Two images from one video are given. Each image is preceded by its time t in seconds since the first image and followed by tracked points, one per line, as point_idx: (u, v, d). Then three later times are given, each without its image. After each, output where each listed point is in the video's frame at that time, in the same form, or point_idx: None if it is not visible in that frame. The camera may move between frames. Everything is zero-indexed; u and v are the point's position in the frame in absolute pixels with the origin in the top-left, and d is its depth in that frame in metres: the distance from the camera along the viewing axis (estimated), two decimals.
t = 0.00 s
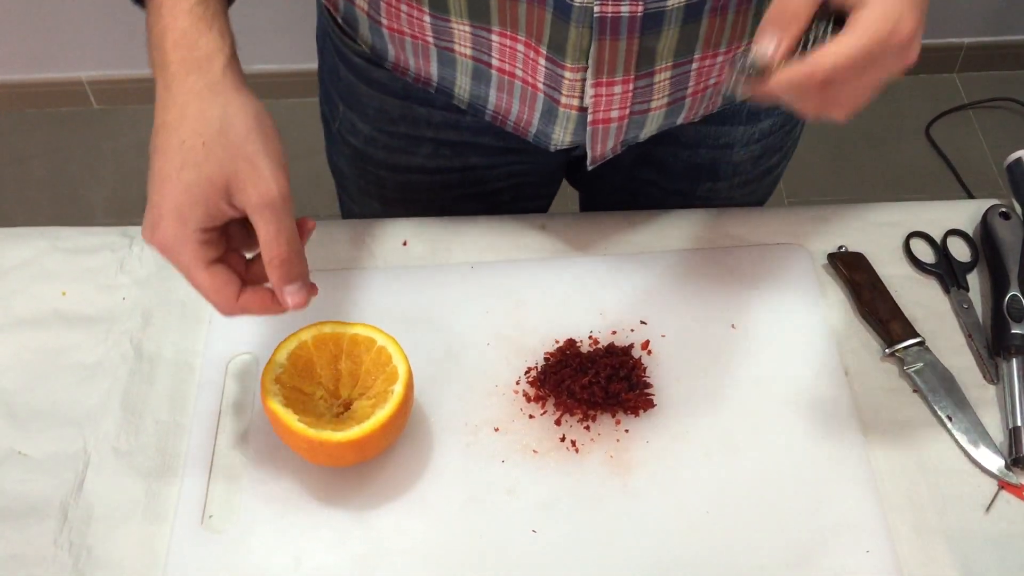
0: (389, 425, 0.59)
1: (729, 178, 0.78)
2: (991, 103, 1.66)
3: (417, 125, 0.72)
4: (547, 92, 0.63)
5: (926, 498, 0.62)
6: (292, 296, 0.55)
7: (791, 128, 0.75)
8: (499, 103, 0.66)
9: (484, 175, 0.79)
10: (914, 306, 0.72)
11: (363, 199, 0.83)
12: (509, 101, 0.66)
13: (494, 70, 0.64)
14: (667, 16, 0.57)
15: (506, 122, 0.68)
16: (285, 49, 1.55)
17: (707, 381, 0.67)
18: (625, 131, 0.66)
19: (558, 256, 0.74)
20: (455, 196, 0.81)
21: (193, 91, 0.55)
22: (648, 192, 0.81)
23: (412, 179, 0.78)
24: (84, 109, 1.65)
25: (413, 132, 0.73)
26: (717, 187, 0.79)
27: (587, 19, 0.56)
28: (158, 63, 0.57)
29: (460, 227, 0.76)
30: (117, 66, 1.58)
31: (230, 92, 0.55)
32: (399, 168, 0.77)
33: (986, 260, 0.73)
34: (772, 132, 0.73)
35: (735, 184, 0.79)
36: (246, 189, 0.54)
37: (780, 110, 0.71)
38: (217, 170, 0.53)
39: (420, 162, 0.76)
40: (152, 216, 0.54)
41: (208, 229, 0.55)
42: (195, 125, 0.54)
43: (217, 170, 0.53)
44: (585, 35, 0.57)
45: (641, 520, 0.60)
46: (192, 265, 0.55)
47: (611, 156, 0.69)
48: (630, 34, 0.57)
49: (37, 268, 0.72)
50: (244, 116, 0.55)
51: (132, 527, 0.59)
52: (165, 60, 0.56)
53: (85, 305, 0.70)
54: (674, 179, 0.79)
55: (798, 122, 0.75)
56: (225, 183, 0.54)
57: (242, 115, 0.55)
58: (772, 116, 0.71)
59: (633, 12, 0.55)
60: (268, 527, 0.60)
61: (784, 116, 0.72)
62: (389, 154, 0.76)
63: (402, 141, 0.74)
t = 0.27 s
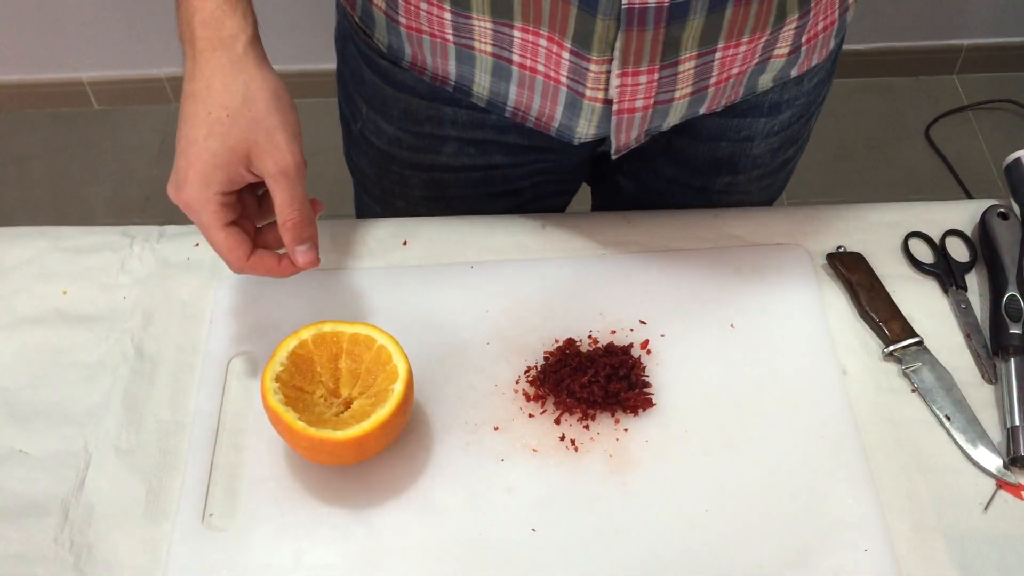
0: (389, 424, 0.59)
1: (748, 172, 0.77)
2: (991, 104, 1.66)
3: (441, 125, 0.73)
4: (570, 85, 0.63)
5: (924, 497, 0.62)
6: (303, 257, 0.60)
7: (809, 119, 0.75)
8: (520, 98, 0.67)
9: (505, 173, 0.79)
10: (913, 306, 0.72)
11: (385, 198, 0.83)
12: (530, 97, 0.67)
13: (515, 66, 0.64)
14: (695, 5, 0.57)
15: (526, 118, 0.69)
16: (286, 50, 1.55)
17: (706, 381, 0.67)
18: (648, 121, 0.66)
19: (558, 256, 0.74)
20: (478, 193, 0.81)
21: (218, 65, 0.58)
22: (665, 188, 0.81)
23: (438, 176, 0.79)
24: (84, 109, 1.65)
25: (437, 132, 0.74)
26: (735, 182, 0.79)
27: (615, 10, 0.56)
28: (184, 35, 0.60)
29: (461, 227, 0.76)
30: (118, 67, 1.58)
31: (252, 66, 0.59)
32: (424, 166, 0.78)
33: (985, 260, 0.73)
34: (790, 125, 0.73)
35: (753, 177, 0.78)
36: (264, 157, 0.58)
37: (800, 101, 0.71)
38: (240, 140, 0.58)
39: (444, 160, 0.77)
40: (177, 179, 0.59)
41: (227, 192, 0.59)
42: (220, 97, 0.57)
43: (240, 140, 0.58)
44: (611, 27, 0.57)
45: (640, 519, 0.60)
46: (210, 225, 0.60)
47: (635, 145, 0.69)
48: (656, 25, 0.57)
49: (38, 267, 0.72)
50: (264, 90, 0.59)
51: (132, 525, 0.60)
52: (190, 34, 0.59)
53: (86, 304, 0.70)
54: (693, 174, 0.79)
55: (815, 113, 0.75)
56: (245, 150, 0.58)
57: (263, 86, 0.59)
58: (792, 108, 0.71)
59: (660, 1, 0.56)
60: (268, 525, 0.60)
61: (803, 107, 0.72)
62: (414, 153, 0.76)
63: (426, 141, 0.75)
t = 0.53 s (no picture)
0: (392, 422, 0.59)
1: (748, 169, 0.78)
2: (990, 108, 1.66)
3: (445, 116, 0.73)
4: (580, 71, 0.64)
5: (924, 496, 0.62)
6: (320, 250, 0.60)
7: (811, 118, 0.76)
8: (531, 85, 0.67)
9: (508, 166, 0.79)
10: (913, 306, 0.72)
11: (388, 190, 0.83)
12: (540, 84, 0.67)
13: (524, 54, 0.65)
14: None
15: (537, 104, 0.69)
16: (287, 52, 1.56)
17: (706, 380, 0.67)
18: (671, 124, 0.66)
19: (558, 256, 0.75)
20: (479, 186, 0.81)
21: (232, 56, 0.59)
22: (666, 185, 0.82)
23: (439, 168, 0.79)
24: (85, 111, 1.66)
25: (440, 123, 0.74)
26: (735, 180, 0.79)
27: None
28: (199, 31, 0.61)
29: (462, 227, 0.76)
30: (119, 69, 1.59)
31: (266, 58, 0.59)
32: (426, 157, 0.78)
33: (985, 260, 0.74)
34: (792, 123, 0.74)
35: (754, 175, 0.79)
36: (279, 147, 0.59)
37: (801, 99, 0.71)
38: (255, 129, 0.58)
39: (447, 151, 0.77)
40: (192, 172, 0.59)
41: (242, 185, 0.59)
42: (235, 87, 0.58)
43: (255, 129, 0.58)
44: (619, 13, 0.58)
45: (641, 518, 0.60)
46: (225, 219, 0.59)
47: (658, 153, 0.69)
48: (667, 13, 0.57)
49: (41, 267, 0.72)
50: (278, 80, 0.59)
51: (135, 524, 0.60)
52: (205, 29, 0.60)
53: (88, 303, 0.70)
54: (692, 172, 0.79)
55: (817, 113, 0.76)
56: (260, 140, 0.58)
57: (278, 77, 0.59)
58: (793, 105, 0.71)
59: None
60: (270, 523, 0.60)
61: (804, 106, 0.72)
62: (417, 144, 0.76)
63: (429, 131, 0.75)
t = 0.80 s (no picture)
0: (394, 424, 0.59)
1: (732, 176, 0.77)
2: (990, 112, 1.67)
3: (425, 110, 0.74)
4: (555, 69, 0.62)
5: (925, 497, 0.62)
6: (309, 236, 0.58)
7: (800, 129, 0.74)
8: (508, 82, 0.66)
9: (490, 158, 0.79)
10: (912, 308, 0.72)
11: (378, 182, 0.84)
12: (517, 80, 0.66)
13: (501, 51, 0.64)
14: None
15: (515, 101, 0.68)
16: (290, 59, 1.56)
17: (707, 382, 0.67)
18: (643, 120, 0.64)
19: (559, 259, 0.75)
20: (462, 179, 0.81)
21: (224, 46, 0.61)
22: (653, 188, 0.81)
23: (423, 162, 0.80)
24: (88, 118, 1.66)
25: (421, 117, 0.75)
26: (722, 187, 0.78)
27: None
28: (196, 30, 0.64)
29: (464, 230, 0.77)
30: (122, 76, 1.59)
31: (257, 48, 0.61)
32: (410, 151, 0.79)
33: (984, 262, 0.74)
34: (777, 132, 0.72)
35: (740, 183, 0.78)
36: (267, 131, 0.59)
37: (786, 109, 0.70)
38: (242, 113, 0.59)
39: (429, 146, 0.78)
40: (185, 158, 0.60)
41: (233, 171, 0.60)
42: (224, 73, 0.60)
43: (242, 113, 0.59)
44: (591, 11, 0.57)
45: (642, 519, 0.60)
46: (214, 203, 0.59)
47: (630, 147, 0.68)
48: (637, 12, 0.57)
49: (45, 271, 0.72)
50: (267, 67, 0.60)
51: (139, 526, 0.60)
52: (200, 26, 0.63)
53: (92, 307, 0.71)
54: (677, 177, 0.78)
55: (807, 124, 0.74)
56: (248, 124, 0.60)
57: (269, 64, 0.60)
58: (778, 114, 0.70)
59: None
60: (273, 525, 0.60)
61: (790, 116, 0.71)
62: (400, 138, 0.78)
63: (411, 125, 0.76)
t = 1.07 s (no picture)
0: (394, 425, 0.60)
1: (712, 177, 0.77)
2: (990, 115, 1.67)
3: (403, 116, 0.73)
4: (538, 63, 0.63)
5: (924, 496, 0.63)
6: (267, 277, 0.59)
7: (777, 129, 0.74)
8: (493, 81, 0.66)
9: (468, 162, 0.79)
10: (910, 308, 0.73)
11: (354, 191, 0.84)
12: (501, 78, 0.66)
13: (484, 51, 0.64)
14: None
15: (501, 99, 0.68)
16: (290, 65, 1.57)
17: (706, 382, 0.68)
18: (621, 106, 0.66)
19: (559, 261, 0.75)
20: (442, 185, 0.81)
21: (185, 84, 0.57)
22: (634, 191, 0.81)
23: (402, 169, 0.79)
24: (90, 125, 1.67)
25: (399, 123, 0.74)
26: (703, 189, 0.78)
27: None
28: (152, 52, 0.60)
29: (465, 234, 0.77)
30: (124, 82, 1.60)
31: (218, 87, 0.58)
32: (388, 159, 0.78)
33: (982, 262, 0.74)
34: (753, 132, 0.72)
35: (720, 184, 0.78)
36: (230, 175, 0.57)
37: (761, 109, 0.70)
38: (205, 159, 0.57)
39: (408, 153, 0.77)
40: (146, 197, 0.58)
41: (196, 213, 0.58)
42: (185, 114, 0.57)
43: (204, 159, 0.57)
44: (568, 3, 0.59)
45: (641, 518, 0.61)
46: (180, 246, 0.58)
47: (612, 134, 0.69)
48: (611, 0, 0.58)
49: (47, 275, 0.73)
50: (229, 109, 0.57)
51: (141, 527, 0.60)
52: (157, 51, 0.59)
53: (94, 310, 0.71)
54: (657, 179, 0.79)
55: (784, 124, 0.74)
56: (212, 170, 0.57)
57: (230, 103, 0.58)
58: (753, 115, 0.70)
59: None
60: (274, 526, 0.61)
61: (766, 117, 0.71)
62: (378, 146, 0.77)
63: (389, 133, 0.75)
